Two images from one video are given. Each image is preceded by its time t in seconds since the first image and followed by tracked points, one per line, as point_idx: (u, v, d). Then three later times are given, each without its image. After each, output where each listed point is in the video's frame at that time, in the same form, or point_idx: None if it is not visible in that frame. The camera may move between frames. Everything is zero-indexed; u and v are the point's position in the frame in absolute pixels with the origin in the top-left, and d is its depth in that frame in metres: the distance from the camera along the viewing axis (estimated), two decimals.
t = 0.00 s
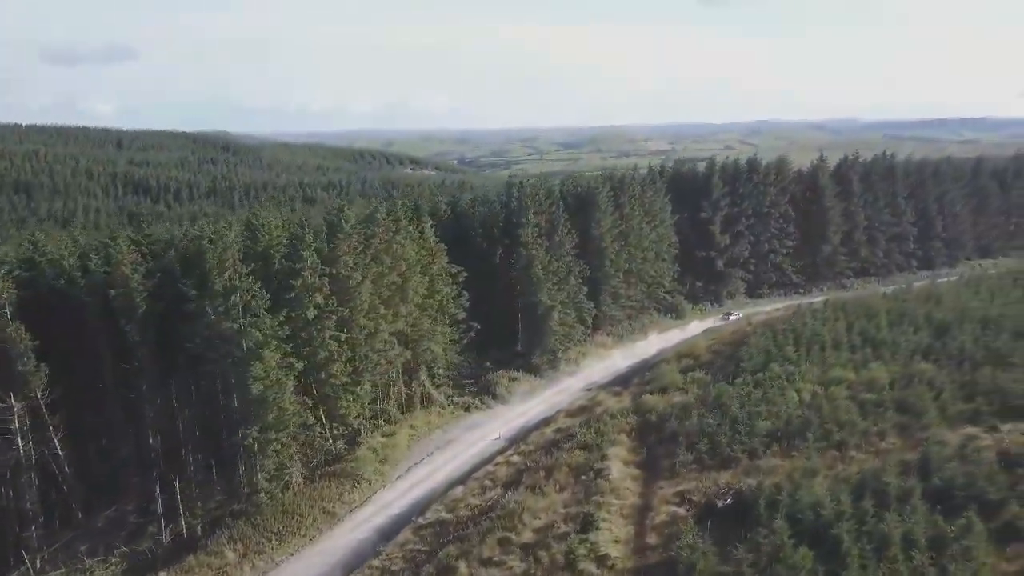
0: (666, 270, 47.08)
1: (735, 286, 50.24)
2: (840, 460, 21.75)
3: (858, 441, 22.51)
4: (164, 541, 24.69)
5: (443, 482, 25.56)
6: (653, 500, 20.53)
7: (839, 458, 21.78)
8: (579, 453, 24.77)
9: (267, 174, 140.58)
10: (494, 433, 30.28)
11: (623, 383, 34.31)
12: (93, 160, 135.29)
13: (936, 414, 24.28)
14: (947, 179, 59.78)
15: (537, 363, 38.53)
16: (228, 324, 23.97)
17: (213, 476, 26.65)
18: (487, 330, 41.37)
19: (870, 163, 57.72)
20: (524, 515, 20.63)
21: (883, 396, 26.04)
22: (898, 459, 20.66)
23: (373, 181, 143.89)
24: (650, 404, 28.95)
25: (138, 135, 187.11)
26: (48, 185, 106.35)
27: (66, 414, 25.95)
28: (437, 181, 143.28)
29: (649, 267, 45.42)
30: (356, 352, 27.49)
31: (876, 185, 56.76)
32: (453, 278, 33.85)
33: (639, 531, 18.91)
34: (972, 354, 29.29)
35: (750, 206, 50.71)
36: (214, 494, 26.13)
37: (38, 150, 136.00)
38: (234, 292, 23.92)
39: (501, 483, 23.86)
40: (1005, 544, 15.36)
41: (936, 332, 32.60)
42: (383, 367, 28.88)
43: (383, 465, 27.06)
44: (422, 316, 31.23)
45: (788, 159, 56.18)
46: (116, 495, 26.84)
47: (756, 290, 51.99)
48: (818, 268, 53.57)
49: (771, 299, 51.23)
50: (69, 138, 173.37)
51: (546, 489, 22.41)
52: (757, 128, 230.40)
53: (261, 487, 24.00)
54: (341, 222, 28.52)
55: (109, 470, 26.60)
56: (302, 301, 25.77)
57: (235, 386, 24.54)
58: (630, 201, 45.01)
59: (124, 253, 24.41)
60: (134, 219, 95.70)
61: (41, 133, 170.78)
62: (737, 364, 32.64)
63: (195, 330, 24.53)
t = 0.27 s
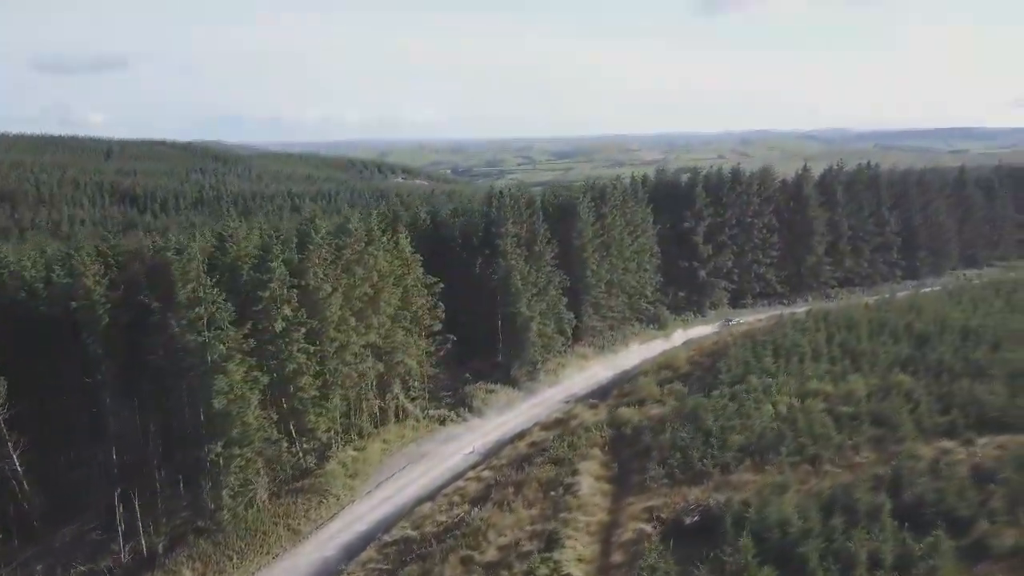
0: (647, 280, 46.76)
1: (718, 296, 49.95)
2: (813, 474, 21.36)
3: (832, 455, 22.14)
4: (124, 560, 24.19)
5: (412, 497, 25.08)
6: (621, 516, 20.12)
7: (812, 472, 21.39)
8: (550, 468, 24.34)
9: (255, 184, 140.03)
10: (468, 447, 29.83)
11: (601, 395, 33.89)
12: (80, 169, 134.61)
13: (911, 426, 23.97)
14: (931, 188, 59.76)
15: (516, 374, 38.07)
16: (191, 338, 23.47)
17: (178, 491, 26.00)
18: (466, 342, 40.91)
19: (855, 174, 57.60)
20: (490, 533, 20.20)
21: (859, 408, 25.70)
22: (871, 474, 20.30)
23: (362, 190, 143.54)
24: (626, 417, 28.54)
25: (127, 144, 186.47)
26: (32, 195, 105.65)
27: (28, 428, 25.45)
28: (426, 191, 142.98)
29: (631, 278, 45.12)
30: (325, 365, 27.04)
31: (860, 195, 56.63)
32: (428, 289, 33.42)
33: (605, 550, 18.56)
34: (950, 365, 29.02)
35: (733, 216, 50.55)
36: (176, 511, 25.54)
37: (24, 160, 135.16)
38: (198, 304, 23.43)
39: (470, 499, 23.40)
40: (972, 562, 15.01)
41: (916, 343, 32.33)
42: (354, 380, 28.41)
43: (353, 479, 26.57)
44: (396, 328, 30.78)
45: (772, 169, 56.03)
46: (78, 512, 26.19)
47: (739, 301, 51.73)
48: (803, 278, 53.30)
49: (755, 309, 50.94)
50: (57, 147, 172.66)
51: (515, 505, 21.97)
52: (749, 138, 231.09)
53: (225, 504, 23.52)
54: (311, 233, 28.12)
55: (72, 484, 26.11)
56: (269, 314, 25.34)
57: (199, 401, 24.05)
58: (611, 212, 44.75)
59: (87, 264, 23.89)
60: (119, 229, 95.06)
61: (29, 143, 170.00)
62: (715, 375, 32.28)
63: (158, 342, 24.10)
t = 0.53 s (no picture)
0: (629, 291, 46.44)
1: (701, 306, 49.65)
2: (783, 488, 21.05)
3: (803, 469, 21.80)
4: None
5: (380, 513, 24.56)
6: (587, 533, 19.76)
7: (782, 487, 21.07)
8: (519, 483, 23.96)
9: (243, 193, 139.48)
10: (442, 460, 29.39)
11: (578, 407, 33.52)
12: (65, 178, 133.84)
13: (885, 439, 23.68)
14: (915, 198, 59.74)
15: (494, 385, 37.68)
16: (153, 350, 23.00)
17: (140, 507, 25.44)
18: (443, 352, 40.43)
19: (838, 183, 57.53)
20: (454, 551, 19.84)
21: (834, 421, 25.40)
22: (840, 488, 20.00)
23: (351, 200, 143.03)
24: (600, 429, 28.16)
25: (115, 153, 185.60)
26: (16, 205, 104.85)
27: None
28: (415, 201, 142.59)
29: (611, 288, 44.82)
30: (293, 378, 26.58)
31: (843, 205, 56.55)
32: (403, 300, 33.02)
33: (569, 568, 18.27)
34: (927, 377, 28.78)
35: (715, 226, 50.38)
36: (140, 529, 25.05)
37: (9, 169, 134.26)
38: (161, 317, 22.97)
39: (437, 515, 22.97)
40: None
41: (895, 354, 32.08)
42: (324, 393, 27.97)
43: (320, 494, 26.08)
44: (368, 340, 30.33)
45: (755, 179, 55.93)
46: (39, 529, 25.65)
47: (722, 311, 51.48)
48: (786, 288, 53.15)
49: (737, 319, 50.70)
50: (44, 156, 171.77)
51: (481, 521, 21.56)
52: (740, 147, 231.74)
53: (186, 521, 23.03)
54: (280, 244, 27.68)
55: (30, 504, 25.38)
56: (235, 326, 24.89)
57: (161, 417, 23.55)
58: (592, 222, 44.45)
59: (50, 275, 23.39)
60: (102, 238, 94.28)
61: (16, 151, 169.13)
62: (692, 387, 31.95)
63: (120, 356, 23.63)
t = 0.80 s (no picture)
0: (611, 300, 46.16)
1: (683, 316, 49.40)
2: (753, 503, 20.75)
3: (775, 483, 21.51)
4: None
5: (347, 528, 24.12)
6: (552, 550, 19.41)
7: (752, 501, 20.78)
8: (488, 498, 23.61)
9: (231, 203, 138.92)
10: (414, 474, 29.00)
11: (554, 419, 33.19)
12: (51, 187, 133.02)
13: (859, 452, 23.42)
14: (898, 207, 59.71)
15: (472, 397, 37.32)
16: (115, 363, 22.52)
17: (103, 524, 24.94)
18: (421, 364, 39.99)
19: (821, 193, 57.47)
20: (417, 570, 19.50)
21: (808, 433, 25.11)
22: (810, 502, 19.72)
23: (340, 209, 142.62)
24: (574, 442, 27.80)
25: (103, 162, 184.81)
26: None
27: None
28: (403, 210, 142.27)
29: (592, 298, 44.50)
30: (260, 391, 26.18)
31: (826, 214, 56.47)
32: (377, 311, 32.67)
33: None
34: (904, 388, 28.55)
35: (697, 235, 50.15)
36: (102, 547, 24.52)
37: None
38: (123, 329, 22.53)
39: (403, 531, 22.60)
40: None
41: (874, 364, 31.85)
42: (292, 406, 27.55)
43: (288, 509, 25.66)
44: (340, 352, 29.95)
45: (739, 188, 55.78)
46: None
47: (705, 320, 51.24)
48: (769, 298, 53.07)
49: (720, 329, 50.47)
50: (31, 165, 170.85)
51: (446, 537, 21.17)
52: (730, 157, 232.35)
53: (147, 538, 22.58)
54: (248, 254, 27.33)
55: None
56: (200, 338, 24.48)
57: (123, 432, 23.10)
58: (572, 232, 44.12)
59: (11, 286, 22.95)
60: (85, 247, 93.56)
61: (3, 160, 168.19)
62: (669, 399, 31.60)
63: (81, 369, 23.20)
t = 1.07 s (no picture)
0: (593, 310, 45.86)
1: (666, 325, 49.16)
2: (723, 517, 20.41)
3: (745, 497, 21.20)
4: None
5: (313, 544, 23.64)
6: (516, 567, 19.06)
7: (722, 515, 20.46)
8: (456, 513, 23.24)
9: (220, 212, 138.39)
10: (386, 486, 28.59)
11: (531, 431, 32.84)
12: (37, 197, 132.28)
13: (833, 464, 23.14)
14: (883, 217, 59.66)
15: (450, 408, 36.92)
16: (76, 375, 22.08)
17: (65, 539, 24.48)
18: (399, 377, 39.85)
19: (806, 202, 57.34)
20: None
21: (782, 445, 24.80)
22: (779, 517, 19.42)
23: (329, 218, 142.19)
24: (547, 454, 27.43)
25: (92, 171, 184.09)
26: None
27: None
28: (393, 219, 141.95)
29: (573, 307, 44.18)
30: (227, 404, 25.80)
31: (811, 223, 56.34)
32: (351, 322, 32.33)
33: None
34: (882, 399, 28.28)
35: (680, 245, 49.90)
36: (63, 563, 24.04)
37: None
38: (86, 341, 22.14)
39: (369, 547, 22.22)
40: None
41: (853, 375, 31.58)
42: (261, 419, 27.16)
43: (255, 523, 25.25)
44: (311, 363, 29.58)
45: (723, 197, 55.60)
46: None
47: (688, 330, 51.05)
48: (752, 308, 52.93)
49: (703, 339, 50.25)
50: (19, 174, 170.07)
51: (411, 552, 20.82)
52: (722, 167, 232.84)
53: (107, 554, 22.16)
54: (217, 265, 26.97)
55: None
56: (164, 350, 24.10)
57: (84, 446, 22.68)
58: (554, 241, 43.72)
59: None
60: (69, 257, 92.89)
61: None
62: (646, 410, 31.25)
63: (41, 383, 22.84)
